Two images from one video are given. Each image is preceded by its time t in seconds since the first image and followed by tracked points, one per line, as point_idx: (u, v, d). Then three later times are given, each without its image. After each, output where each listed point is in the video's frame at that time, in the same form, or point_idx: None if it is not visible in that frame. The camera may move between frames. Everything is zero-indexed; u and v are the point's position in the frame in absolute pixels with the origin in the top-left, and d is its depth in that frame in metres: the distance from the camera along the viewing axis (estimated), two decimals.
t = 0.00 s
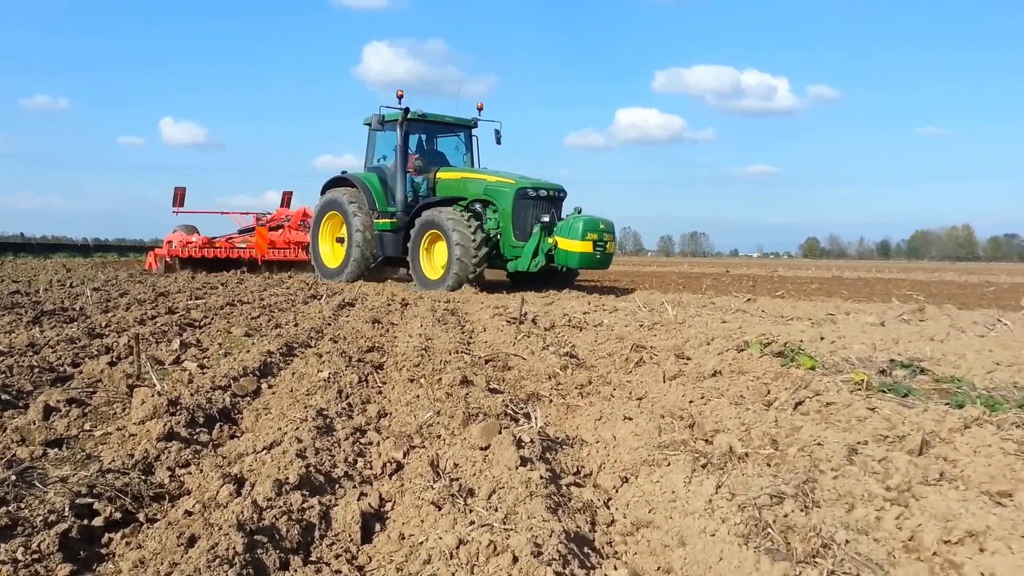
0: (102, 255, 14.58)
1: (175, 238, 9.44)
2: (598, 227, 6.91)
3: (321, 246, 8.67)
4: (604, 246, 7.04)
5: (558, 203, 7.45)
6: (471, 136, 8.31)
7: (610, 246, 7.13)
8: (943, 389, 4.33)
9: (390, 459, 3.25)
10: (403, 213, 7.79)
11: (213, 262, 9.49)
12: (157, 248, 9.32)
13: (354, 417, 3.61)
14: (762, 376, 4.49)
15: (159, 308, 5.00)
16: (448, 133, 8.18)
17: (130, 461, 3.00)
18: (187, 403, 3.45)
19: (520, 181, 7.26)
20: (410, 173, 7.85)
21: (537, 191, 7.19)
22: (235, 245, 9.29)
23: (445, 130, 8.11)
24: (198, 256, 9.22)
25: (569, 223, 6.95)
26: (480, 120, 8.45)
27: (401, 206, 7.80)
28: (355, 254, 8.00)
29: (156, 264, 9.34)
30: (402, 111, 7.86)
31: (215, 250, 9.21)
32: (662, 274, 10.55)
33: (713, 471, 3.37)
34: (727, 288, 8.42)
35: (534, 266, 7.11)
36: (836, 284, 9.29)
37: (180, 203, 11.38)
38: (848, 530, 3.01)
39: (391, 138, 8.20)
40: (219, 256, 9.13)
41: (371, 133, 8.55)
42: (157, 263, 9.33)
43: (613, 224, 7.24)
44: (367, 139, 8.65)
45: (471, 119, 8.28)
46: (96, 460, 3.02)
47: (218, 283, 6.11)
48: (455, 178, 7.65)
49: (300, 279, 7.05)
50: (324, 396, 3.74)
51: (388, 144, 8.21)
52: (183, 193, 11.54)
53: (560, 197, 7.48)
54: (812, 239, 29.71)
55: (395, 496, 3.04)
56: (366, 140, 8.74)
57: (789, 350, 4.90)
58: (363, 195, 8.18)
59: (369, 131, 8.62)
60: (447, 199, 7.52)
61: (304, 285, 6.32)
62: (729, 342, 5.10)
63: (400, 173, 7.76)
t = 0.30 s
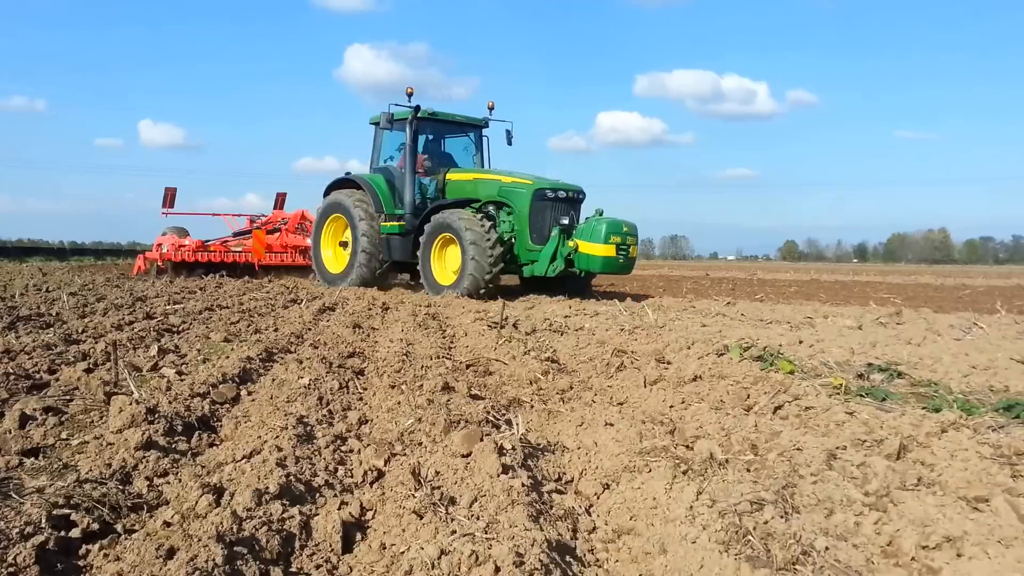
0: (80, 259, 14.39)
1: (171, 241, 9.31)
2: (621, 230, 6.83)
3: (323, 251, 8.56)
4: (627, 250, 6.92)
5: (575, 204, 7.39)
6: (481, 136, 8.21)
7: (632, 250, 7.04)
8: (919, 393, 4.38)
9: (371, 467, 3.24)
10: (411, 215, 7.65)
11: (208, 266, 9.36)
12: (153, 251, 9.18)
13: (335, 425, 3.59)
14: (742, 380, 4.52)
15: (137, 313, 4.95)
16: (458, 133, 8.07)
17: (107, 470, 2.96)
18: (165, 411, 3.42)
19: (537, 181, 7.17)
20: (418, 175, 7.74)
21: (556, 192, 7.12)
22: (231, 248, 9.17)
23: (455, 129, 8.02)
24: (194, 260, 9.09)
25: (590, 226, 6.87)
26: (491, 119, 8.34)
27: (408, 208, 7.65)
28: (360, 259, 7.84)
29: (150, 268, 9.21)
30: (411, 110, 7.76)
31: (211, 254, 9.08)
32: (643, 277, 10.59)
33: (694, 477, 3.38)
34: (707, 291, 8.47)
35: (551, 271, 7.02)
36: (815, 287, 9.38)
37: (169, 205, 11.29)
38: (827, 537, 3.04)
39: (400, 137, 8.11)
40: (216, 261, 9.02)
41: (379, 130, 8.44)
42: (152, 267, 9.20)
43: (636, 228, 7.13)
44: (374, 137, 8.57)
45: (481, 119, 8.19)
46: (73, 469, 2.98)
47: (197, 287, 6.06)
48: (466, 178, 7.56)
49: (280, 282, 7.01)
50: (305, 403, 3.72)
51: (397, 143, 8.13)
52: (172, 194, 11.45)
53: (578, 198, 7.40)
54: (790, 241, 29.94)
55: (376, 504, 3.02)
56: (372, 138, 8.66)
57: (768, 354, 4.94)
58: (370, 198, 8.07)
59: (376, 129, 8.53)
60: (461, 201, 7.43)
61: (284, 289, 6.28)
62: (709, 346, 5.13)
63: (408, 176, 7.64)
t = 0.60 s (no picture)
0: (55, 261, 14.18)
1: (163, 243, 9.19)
2: (646, 236, 6.67)
3: (326, 253, 8.38)
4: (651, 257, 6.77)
5: (596, 208, 7.19)
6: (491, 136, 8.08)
7: (656, 258, 6.89)
8: (895, 396, 4.43)
9: (349, 475, 3.22)
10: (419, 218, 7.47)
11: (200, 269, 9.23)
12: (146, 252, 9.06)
13: (313, 432, 3.57)
14: (720, 384, 4.54)
15: (111, 318, 4.88)
16: (468, 131, 7.94)
17: (82, 480, 2.92)
18: (141, 419, 3.38)
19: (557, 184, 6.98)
20: (427, 176, 7.59)
21: (576, 195, 6.94)
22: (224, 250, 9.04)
23: (464, 128, 7.89)
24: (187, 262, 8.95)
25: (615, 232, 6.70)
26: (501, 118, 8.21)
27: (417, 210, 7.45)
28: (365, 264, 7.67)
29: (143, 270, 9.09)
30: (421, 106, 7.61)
31: (204, 256, 8.95)
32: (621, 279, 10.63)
33: (673, 483, 3.40)
34: (686, 293, 8.52)
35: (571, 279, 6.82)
36: (791, 289, 9.46)
37: (157, 206, 11.19)
38: (805, 543, 3.07)
39: (407, 136, 7.98)
40: (209, 263, 8.89)
41: (387, 128, 8.31)
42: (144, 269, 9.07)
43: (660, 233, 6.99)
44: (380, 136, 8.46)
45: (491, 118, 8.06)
46: (48, 479, 2.93)
47: (172, 291, 6.00)
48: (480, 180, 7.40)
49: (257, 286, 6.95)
50: (282, 410, 3.69)
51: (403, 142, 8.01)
52: (161, 194, 11.33)
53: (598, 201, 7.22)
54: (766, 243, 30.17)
55: (355, 513, 3.00)
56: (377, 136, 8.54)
57: (745, 358, 4.97)
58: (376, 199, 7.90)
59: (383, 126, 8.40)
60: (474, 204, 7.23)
61: (261, 293, 6.24)
62: (687, 350, 5.16)
63: (416, 175, 7.48)
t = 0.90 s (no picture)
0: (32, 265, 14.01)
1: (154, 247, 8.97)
2: (675, 235, 6.62)
3: (330, 259, 8.27)
4: (681, 257, 6.71)
5: (619, 207, 7.09)
6: (501, 136, 8.06)
7: (685, 258, 6.82)
8: (871, 398, 4.48)
9: (327, 482, 3.21)
10: (430, 220, 7.43)
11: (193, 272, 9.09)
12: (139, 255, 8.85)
13: (291, 438, 3.54)
14: (698, 388, 4.56)
15: (85, 323, 4.83)
16: (478, 130, 7.90)
17: (55, 489, 2.88)
18: (115, 426, 3.34)
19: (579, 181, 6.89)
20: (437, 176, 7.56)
21: (599, 192, 6.86)
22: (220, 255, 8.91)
23: (475, 126, 7.86)
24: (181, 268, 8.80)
25: (642, 233, 6.64)
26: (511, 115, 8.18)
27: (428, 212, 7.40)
28: (373, 269, 7.61)
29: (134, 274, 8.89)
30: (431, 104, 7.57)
31: (199, 261, 8.81)
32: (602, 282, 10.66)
33: (652, 487, 3.41)
34: (666, 297, 8.56)
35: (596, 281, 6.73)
36: (770, 292, 9.53)
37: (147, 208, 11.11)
38: (781, 546, 3.09)
39: (415, 135, 7.94)
40: (205, 269, 8.77)
41: (395, 126, 8.26)
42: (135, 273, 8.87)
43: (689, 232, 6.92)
44: (385, 136, 8.42)
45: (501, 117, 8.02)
46: (20, 488, 2.89)
47: (148, 296, 5.94)
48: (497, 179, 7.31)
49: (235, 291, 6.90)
50: (260, 416, 3.66)
51: (412, 140, 7.97)
52: (151, 194, 11.23)
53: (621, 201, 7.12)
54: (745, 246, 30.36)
55: (333, 520, 2.99)
56: (383, 135, 8.49)
57: (724, 361, 5.00)
58: (385, 202, 7.84)
59: (390, 125, 8.35)
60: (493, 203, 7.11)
61: (239, 297, 6.20)
62: (666, 354, 5.18)
63: (427, 176, 7.42)
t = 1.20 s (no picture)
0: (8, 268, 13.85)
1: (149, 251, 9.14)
2: (708, 231, 6.48)
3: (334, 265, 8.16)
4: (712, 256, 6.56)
5: (641, 204, 7.03)
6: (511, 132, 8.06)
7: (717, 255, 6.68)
8: (847, 400, 4.52)
9: (304, 488, 3.19)
10: (444, 221, 7.37)
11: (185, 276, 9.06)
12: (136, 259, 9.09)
13: (267, 444, 3.52)
14: (677, 391, 4.58)
15: (59, 328, 4.77)
16: (489, 126, 7.90)
17: (28, 497, 2.84)
18: (89, 432, 3.30)
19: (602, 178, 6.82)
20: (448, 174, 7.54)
21: (623, 190, 6.82)
22: (215, 258, 8.81)
23: (485, 121, 7.85)
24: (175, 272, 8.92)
25: (673, 230, 6.49)
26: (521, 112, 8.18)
27: (440, 213, 7.36)
28: (384, 273, 7.52)
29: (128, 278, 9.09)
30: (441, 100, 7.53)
31: (194, 264, 8.79)
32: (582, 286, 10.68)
33: (630, 490, 3.42)
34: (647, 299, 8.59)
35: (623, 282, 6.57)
36: (749, 295, 9.59)
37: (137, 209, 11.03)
38: (759, 548, 3.10)
39: (422, 132, 7.90)
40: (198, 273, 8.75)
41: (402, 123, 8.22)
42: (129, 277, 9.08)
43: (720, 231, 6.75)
44: (391, 134, 8.38)
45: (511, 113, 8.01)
46: None
47: (122, 300, 5.88)
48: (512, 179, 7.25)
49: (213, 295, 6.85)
50: (236, 422, 3.64)
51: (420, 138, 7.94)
52: (141, 194, 11.13)
53: (644, 198, 7.05)
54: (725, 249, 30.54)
55: (310, 527, 2.97)
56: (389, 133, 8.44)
57: (702, 364, 5.03)
58: (394, 204, 7.76)
59: (396, 122, 8.31)
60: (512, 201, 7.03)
61: (215, 301, 6.15)
62: (646, 356, 5.19)
63: (439, 175, 7.39)
